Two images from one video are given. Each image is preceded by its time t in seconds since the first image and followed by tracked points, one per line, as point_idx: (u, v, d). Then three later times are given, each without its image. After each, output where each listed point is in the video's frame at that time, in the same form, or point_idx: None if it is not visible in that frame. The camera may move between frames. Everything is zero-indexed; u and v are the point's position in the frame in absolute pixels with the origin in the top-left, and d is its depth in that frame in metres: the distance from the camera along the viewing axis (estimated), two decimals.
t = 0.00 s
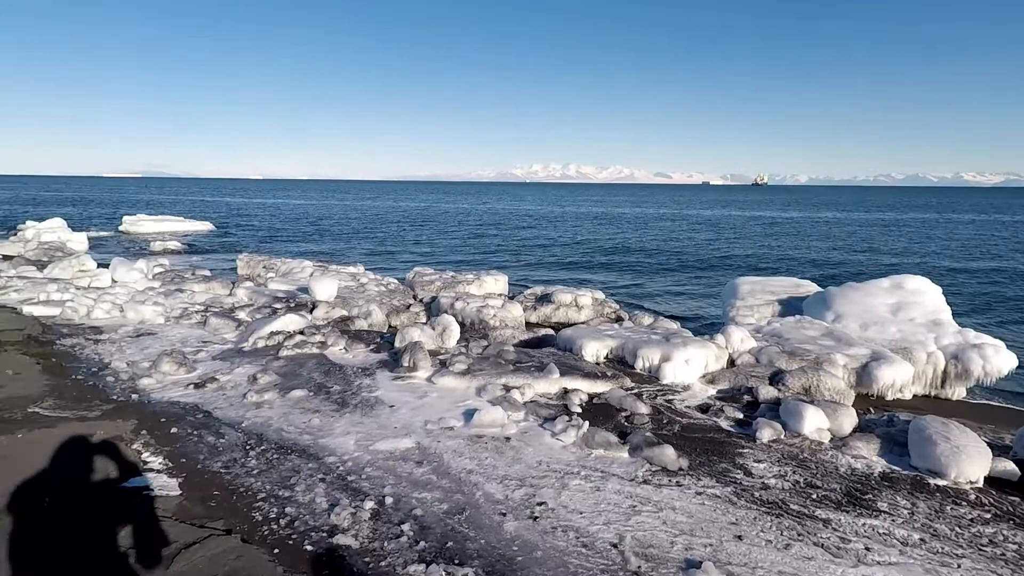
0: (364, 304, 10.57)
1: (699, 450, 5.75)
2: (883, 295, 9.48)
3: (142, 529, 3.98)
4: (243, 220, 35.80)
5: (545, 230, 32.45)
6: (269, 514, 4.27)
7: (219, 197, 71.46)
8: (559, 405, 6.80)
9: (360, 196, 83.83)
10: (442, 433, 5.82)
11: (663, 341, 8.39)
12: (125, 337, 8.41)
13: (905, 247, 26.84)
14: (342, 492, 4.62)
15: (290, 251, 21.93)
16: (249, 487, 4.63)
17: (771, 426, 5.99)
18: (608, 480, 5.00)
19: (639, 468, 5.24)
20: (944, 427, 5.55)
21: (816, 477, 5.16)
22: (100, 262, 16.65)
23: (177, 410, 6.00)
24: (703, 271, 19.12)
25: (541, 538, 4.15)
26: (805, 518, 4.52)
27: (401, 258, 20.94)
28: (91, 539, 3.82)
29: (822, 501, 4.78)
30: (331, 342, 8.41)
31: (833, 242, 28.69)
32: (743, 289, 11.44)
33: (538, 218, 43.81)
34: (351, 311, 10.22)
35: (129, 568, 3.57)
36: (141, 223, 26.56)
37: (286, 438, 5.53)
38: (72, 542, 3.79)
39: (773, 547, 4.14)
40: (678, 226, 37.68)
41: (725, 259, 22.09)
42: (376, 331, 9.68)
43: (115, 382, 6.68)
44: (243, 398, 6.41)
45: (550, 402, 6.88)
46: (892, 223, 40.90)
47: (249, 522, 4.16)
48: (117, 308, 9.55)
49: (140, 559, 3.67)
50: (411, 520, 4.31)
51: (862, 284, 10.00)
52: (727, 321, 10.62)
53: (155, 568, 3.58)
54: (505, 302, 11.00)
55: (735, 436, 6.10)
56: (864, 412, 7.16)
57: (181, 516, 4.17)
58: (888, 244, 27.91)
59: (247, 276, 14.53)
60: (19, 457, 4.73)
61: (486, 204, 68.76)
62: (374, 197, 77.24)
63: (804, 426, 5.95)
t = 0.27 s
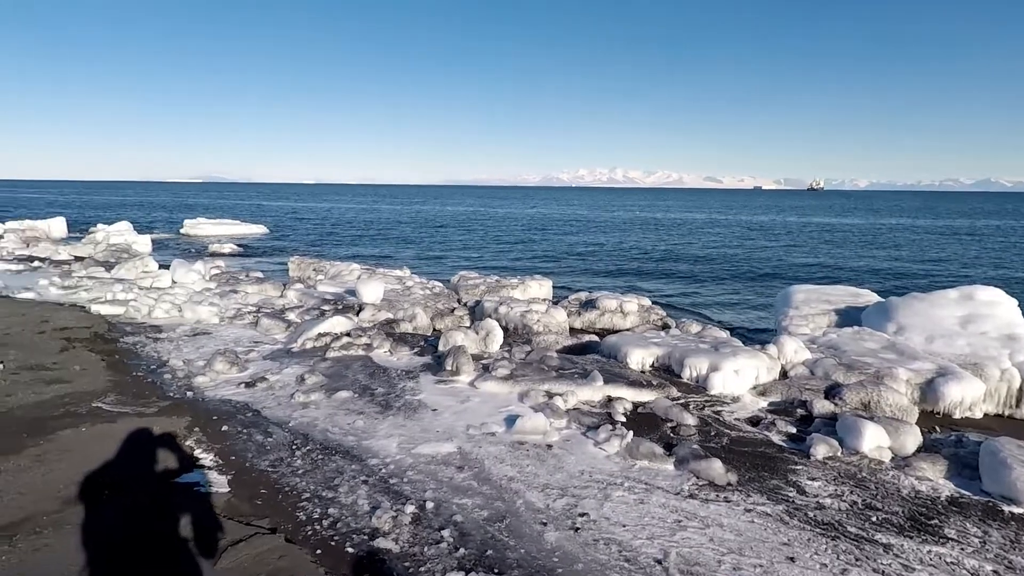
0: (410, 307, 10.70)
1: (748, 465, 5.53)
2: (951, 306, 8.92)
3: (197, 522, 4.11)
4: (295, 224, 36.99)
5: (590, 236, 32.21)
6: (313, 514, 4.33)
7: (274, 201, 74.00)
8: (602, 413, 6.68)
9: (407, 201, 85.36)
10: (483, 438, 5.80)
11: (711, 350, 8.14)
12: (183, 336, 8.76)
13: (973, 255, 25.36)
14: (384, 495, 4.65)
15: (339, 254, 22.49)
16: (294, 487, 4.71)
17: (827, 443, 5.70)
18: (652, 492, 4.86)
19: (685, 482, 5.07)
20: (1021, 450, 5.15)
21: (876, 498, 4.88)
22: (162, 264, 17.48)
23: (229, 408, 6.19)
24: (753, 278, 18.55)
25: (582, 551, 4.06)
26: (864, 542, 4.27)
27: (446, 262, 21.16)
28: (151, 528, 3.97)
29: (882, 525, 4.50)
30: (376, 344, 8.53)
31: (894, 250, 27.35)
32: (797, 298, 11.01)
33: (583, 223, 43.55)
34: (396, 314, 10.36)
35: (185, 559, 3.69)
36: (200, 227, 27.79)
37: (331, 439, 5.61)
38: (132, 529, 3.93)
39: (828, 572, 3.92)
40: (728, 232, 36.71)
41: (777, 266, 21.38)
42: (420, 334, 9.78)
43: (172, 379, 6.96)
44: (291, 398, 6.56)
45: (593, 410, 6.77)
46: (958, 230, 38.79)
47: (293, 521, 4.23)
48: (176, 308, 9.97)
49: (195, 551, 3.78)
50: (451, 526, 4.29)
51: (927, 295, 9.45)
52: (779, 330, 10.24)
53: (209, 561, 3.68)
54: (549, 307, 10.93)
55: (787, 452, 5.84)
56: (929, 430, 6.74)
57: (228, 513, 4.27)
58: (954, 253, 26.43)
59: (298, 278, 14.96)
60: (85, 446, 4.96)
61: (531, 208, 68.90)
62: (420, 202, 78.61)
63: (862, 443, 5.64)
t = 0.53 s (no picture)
0: (447, 307, 10.76)
1: (793, 476, 5.33)
2: (1015, 315, 8.43)
3: (239, 515, 4.20)
4: (338, 224, 37.80)
5: (629, 238, 31.82)
6: (350, 511, 4.39)
7: (318, 202, 75.86)
8: (640, 417, 6.56)
9: (446, 201, 86.13)
10: (519, 440, 5.77)
11: (755, 356, 7.91)
12: (229, 333, 9.04)
13: None
14: (419, 494, 4.67)
15: (379, 254, 22.87)
16: (332, 483, 4.79)
17: (877, 455, 5.45)
18: (691, 500, 4.74)
19: (726, 491, 4.92)
20: None
21: (931, 515, 4.64)
22: (211, 263, 18.12)
23: (271, 404, 6.34)
24: (799, 283, 17.97)
25: (618, 558, 3.99)
26: (917, 561, 4.06)
27: (484, 263, 21.25)
28: (196, 519, 4.08)
29: (937, 544, 4.27)
30: (414, 343, 8.61)
31: (952, 254, 26.07)
32: (846, 303, 10.61)
33: (623, 224, 43.09)
34: (434, 314, 10.44)
35: (228, 551, 3.77)
36: (248, 227, 28.70)
37: (368, 436, 5.68)
38: (178, 520, 4.04)
39: None
40: (773, 234, 35.71)
41: (824, 270, 20.67)
42: (457, 334, 9.82)
43: (218, 374, 7.18)
44: (331, 395, 6.68)
45: (631, 414, 6.65)
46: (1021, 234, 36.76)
47: (331, 517, 4.29)
48: (223, 306, 10.30)
49: (237, 543, 3.86)
50: (485, 528, 4.28)
51: (989, 302, 8.95)
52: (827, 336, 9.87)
53: (250, 554, 3.76)
54: (587, 309, 10.82)
55: (834, 463, 5.61)
56: (989, 445, 6.37)
57: (269, 507, 4.37)
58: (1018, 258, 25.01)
59: (339, 277, 15.26)
60: (135, 439, 5.14)
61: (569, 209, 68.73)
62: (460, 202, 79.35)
63: (916, 457, 5.37)
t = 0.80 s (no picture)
0: (479, 306, 10.80)
1: (832, 485, 5.16)
2: None
3: (273, 507, 4.29)
4: (374, 223, 38.37)
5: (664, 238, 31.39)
6: (380, 507, 4.44)
7: (354, 201, 77.16)
8: (673, 421, 6.45)
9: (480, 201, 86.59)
10: (549, 441, 5.74)
11: (793, 360, 7.69)
12: (267, 328, 9.26)
13: None
14: (448, 492, 4.70)
15: (412, 253, 23.12)
16: (364, 479, 4.85)
17: (923, 465, 5.24)
18: (724, 507, 4.63)
19: (761, 498, 4.80)
20: None
21: (980, 531, 4.43)
22: (251, 260, 18.60)
23: (306, 400, 6.46)
24: (840, 286, 17.42)
25: (648, 563, 3.93)
26: None
27: (516, 263, 21.26)
28: (232, 509, 4.17)
29: (986, 561, 4.08)
30: (446, 341, 8.66)
31: (1006, 258, 24.92)
32: (890, 308, 10.23)
33: (657, 224, 42.55)
34: (466, 313, 10.49)
35: (262, 542, 3.85)
36: (286, 225, 29.38)
37: (400, 433, 5.74)
38: (215, 510, 4.14)
39: None
40: (813, 236, 34.73)
41: (868, 274, 19.99)
42: (489, 333, 9.84)
43: (256, 369, 7.36)
44: (364, 392, 6.77)
45: (663, 417, 6.55)
46: None
47: (362, 513, 4.35)
48: (261, 302, 10.56)
49: (271, 535, 3.94)
50: (514, 528, 4.27)
51: None
52: (870, 341, 9.54)
53: (283, 546, 3.83)
54: (620, 310, 10.71)
55: (876, 473, 5.41)
56: None
57: (303, 500, 4.45)
58: None
59: (373, 275, 15.48)
60: (175, 430, 5.30)
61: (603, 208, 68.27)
62: (494, 202, 79.70)
63: (965, 469, 5.14)
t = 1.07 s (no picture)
0: (510, 305, 10.81)
1: (872, 494, 5.00)
2: None
3: (307, 501, 4.36)
4: (406, 222, 38.80)
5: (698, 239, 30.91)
6: (410, 504, 4.48)
7: (387, 200, 78.16)
8: (705, 424, 6.34)
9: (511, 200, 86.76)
10: (578, 442, 5.71)
11: (832, 365, 7.48)
12: (301, 325, 9.45)
13: None
14: (477, 491, 4.71)
15: (444, 252, 23.28)
16: (394, 475, 4.91)
17: (969, 477, 5.03)
18: (758, 514, 4.53)
19: (797, 505, 4.68)
20: None
21: None
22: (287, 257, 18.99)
23: (338, 395, 6.57)
24: (882, 290, 16.87)
25: (678, 568, 3.87)
26: None
27: (546, 262, 21.21)
28: (268, 502, 4.26)
29: None
30: (476, 340, 8.70)
31: None
32: (935, 313, 9.86)
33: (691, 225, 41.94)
34: (497, 312, 10.51)
35: (296, 533, 3.93)
36: (321, 223, 29.95)
37: (430, 431, 5.78)
38: (251, 502, 4.24)
39: None
40: (854, 237, 33.72)
41: (911, 277, 19.31)
42: (519, 332, 9.83)
43: (291, 364, 7.52)
44: (395, 389, 6.85)
45: (695, 420, 6.44)
46: None
47: (392, 508, 4.39)
48: (296, 298, 10.78)
49: (304, 527, 4.01)
50: (542, 528, 4.26)
51: None
52: (913, 347, 9.21)
53: (316, 539, 3.89)
54: (652, 310, 10.59)
55: (919, 483, 5.22)
56: None
57: (334, 494, 4.52)
58: None
59: (405, 273, 15.64)
60: (213, 423, 5.44)
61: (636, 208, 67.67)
62: (526, 201, 79.84)
63: (1014, 482, 4.91)
